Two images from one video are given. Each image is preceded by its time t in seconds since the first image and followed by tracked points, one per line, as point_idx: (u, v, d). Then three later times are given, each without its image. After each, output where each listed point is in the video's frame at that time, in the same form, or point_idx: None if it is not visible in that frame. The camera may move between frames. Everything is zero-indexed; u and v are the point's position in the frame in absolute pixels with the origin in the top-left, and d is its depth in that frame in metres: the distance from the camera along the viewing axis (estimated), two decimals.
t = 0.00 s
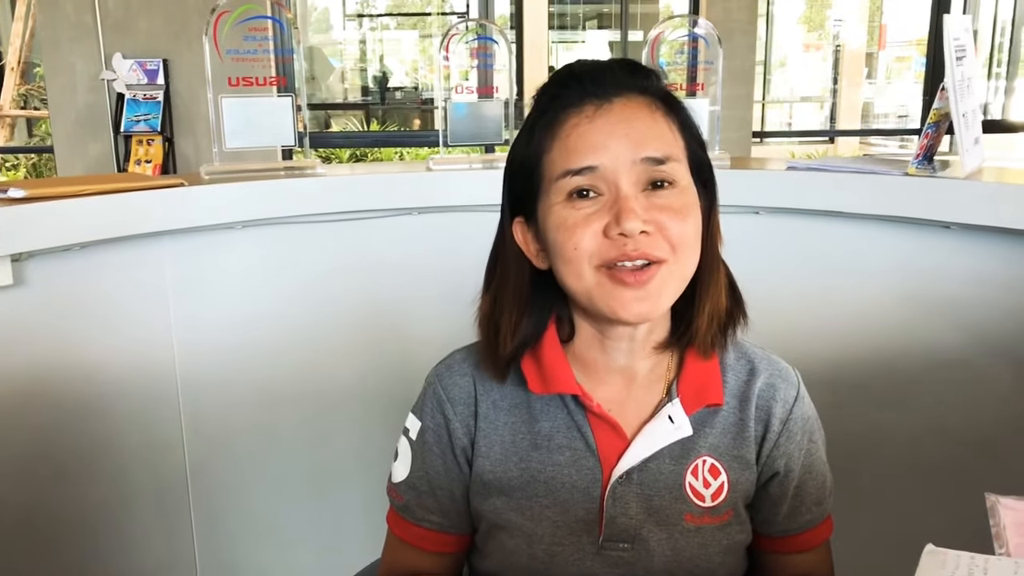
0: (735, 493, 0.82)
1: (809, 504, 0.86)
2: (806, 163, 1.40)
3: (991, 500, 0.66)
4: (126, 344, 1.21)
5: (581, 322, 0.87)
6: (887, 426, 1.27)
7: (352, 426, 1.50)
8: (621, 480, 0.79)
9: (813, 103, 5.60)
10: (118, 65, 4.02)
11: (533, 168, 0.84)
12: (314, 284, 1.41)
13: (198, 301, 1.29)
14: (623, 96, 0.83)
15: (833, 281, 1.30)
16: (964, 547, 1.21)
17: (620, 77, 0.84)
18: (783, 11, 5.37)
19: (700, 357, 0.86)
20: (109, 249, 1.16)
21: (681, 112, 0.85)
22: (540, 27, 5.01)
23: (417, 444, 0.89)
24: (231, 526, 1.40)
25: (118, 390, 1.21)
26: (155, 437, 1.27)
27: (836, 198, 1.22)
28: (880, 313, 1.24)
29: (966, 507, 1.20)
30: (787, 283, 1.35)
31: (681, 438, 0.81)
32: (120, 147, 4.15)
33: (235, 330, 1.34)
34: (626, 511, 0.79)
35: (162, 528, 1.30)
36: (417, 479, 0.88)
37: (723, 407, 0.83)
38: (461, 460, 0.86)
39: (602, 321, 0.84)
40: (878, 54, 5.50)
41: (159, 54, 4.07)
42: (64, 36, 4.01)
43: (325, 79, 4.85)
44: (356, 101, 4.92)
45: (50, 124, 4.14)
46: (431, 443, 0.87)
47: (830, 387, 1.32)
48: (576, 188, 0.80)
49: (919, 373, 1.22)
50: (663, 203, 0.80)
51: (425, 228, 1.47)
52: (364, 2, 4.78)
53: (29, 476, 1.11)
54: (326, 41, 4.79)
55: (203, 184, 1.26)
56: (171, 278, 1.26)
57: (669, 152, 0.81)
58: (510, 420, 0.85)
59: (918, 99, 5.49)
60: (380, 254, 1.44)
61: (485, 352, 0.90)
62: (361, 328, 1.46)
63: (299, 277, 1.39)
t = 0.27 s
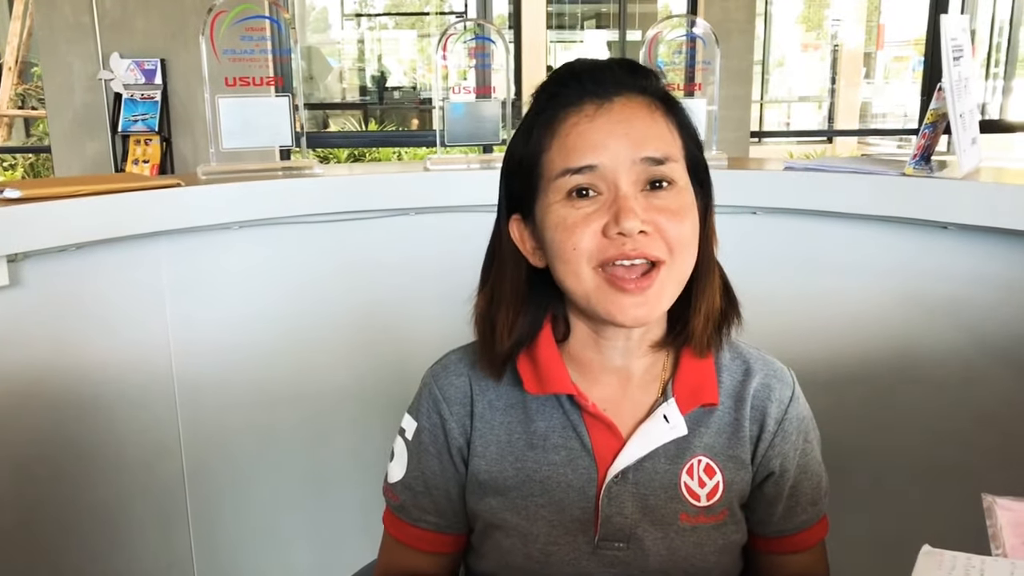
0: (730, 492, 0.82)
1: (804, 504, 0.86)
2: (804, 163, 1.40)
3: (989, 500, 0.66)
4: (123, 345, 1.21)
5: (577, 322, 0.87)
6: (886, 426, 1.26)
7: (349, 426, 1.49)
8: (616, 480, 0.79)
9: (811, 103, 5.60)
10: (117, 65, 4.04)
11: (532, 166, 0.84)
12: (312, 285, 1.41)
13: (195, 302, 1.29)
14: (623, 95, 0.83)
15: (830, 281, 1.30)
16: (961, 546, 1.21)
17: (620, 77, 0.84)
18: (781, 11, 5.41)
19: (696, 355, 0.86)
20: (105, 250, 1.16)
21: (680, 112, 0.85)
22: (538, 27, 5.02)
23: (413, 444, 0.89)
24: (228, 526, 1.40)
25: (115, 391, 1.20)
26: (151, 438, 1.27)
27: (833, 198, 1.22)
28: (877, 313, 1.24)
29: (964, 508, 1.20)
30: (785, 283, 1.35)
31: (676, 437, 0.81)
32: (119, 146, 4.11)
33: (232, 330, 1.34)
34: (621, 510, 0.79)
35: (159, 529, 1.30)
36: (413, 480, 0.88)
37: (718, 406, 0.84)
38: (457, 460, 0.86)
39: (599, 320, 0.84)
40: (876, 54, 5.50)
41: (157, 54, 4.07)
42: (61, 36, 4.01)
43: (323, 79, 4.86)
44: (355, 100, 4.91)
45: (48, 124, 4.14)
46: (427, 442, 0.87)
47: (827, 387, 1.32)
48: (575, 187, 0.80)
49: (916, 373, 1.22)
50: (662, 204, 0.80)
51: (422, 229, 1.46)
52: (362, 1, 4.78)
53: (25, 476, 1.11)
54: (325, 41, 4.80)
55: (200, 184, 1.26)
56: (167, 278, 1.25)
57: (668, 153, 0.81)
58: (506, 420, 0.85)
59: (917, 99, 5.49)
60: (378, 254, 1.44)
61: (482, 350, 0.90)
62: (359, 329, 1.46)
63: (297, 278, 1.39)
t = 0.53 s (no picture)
0: (727, 490, 0.82)
1: (801, 503, 0.86)
2: (802, 163, 1.40)
3: (987, 502, 0.66)
4: (120, 346, 1.20)
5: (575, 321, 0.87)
6: (885, 426, 1.26)
7: (347, 426, 1.49)
8: (614, 479, 0.79)
9: (809, 103, 5.61)
10: (114, 66, 4.03)
11: (533, 171, 0.83)
12: (309, 286, 1.40)
13: (192, 303, 1.29)
14: (626, 102, 0.83)
15: (829, 281, 1.30)
16: (959, 546, 1.21)
17: (622, 82, 0.84)
18: (779, 11, 5.42)
19: (693, 354, 0.86)
20: (101, 251, 1.16)
21: (680, 117, 0.85)
22: (536, 28, 5.02)
23: (412, 443, 0.89)
24: (226, 528, 1.39)
25: (112, 392, 1.20)
26: (148, 439, 1.27)
27: (831, 198, 1.22)
28: (875, 313, 1.24)
29: (962, 508, 1.20)
30: (783, 283, 1.35)
31: (673, 435, 0.81)
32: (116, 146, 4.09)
33: (229, 330, 1.33)
34: (619, 508, 0.79)
35: (156, 529, 1.30)
36: (412, 479, 0.88)
37: (716, 404, 0.83)
38: (457, 459, 0.86)
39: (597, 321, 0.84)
40: (874, 54, 5.50)
41: (154, 54, 4.06)
42: (58, 36, 4.01)
43: (321, 79, 4.86)
44: (353, 100, 4.91)
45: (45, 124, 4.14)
46: (426, 441, 0.87)
47: (825, 387, 1.32)
48: (577, 195, 0.80)
49: (915, 373, 1.22)
50: (663, 212, 0.80)
51: (420, 229, 1.46)
52: (360, 2, 4.78)
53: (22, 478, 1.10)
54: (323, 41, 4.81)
55: (196, 185, 1.25)
56: (164, 278, 1.25)
57: (670, 161, 0.81)
58: (505, 419, 0.85)
59: (914, 99, 5.49)
60: (376, 254, 1.44)
61: (481, 349, 0.90)
62: (357, 329, 1.45)
63: (294, 278, 1.39)
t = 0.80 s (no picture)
0: (723, 488, 0.83)
1: (796, 502, 0.87)
2: (799, 163, 1.40)
3: (982, 501, 0.66)
4: (118, 346, 1.20)
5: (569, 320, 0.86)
6: (882, 425, 1.27)
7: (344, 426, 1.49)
8: (610, 475, 0.80)
9: (806, 103, 5.62)
10: (111, 65, 4.01)
11: (520, 174, 0.84)
12: (307, 285, 1.40)
13: (190, 302, 1.28)
14: (611, 107, 0.82)
15: (826, 281, 1.30)
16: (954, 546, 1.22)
17: (610, 85, 0.83)
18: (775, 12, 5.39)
19: (687, 355, 0.86)
20: (98, 251, 1.16)
21: (672, 118, 0.84)
22: (533, 27, 5.02)
23: (418, 431, 0.91)
24: (223, 527, 1.39)
25: (109, 392, 1.20)
26: (145, 438, 1.27)
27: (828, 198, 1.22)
28: (872, 312, 1.25)
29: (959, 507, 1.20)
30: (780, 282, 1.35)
31: (669, 432, 0.82)
32: (113, 145, 4.09)
33: (227, 330, 1.33)
34: (615, 504, 0.80)
35: (154, 530, 1.30)
36: (418, 467, 0.90)
37: (711, 402, 0.84)
38: (459, 445, 0.89)
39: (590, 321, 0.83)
40: (872, 54, 5.51)
41: (152, 54, 4.06)
42: (55, 35, 4.00)
43: (319, 79, 4.86)
44: (351, 100, 4.91)
45: (42, 124, 4.13)
46: (431, 428, 0.91)
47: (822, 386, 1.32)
48: (560, 201, 0.80)
49: (911, 372, 1.22)
50: (645, 220, 0.80)
51: (417, 229, 1.46)
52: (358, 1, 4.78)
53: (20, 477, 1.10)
54: (321, 41, 4.80)
55: (194, 185, 1.25)
56: (162, 278, 1.25)
57: (654, 168, 0.80)
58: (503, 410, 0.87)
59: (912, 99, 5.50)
60: (374, 254, 1.44)
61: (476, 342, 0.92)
62: (354, 329, 1.45)
63: (292, 278, 1.39)
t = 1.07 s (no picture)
0: (719, 487, 0.84)
1: (791, 500, 0.88)
2: (796, 163, 1.40)
3: (978, 500, 0.66)
4: (114, 346, 1.20)
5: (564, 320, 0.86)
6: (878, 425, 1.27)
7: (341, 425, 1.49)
8: (606, 475, 0.80)
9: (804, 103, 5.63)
10: (109, 66, 4.02)
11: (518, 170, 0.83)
12: (304, 285, 1.40)
13: (186, 302, 1.28)
14: (613, 106, 0.82)
15: (822, 280, 1.30)
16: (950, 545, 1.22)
17: (612, 84, 0.83)
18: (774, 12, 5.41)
19: (683, 355, 0.87)
20: (95, 251, 1.16)
21: (674, 120, 0.84)
22: (531, 27, 5.02)
23: (414, 433, 0.90)
24: (220, 527, 1.39)
25: (106, 392, 1.20)
26: (142, 438, 1.26)
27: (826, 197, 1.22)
28: (869, 311, 1.25)
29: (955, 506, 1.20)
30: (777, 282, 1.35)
31: (665, 432, 0.82)
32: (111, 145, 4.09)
33: (224, 330, 1.33)
34: (611, 505, 0.80)
35: (151, 529, 1.30)
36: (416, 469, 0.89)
37: (707, 402, 0.84)
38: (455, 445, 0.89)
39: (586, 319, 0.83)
40: (870, 54, 5.51)
41: (150, 54, 4.06)
42: (53, 35, 4.00)
43: (317, 79, 4.86)
44: (349, 100, 4.91)
45: (40, 124, 4.13)
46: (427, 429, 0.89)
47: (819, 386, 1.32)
48: (559, 198, 0.80)
49: (908, 372, 1.22)
50: (645, 219, 0.80)
51: (415, 229, 1.46)
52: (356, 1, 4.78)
53: (17, 476, 1.11)
54: (319, 41, 4.80)
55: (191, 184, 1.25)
56: (158, 278, 1.25)
57: (654, 167, 0.81)
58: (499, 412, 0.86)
59: (910, 99, 5.51)
60: (371, 254, 1.44)
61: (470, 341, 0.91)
62: (351, 329, 1.45)
63: (289, 277, 1.39)
